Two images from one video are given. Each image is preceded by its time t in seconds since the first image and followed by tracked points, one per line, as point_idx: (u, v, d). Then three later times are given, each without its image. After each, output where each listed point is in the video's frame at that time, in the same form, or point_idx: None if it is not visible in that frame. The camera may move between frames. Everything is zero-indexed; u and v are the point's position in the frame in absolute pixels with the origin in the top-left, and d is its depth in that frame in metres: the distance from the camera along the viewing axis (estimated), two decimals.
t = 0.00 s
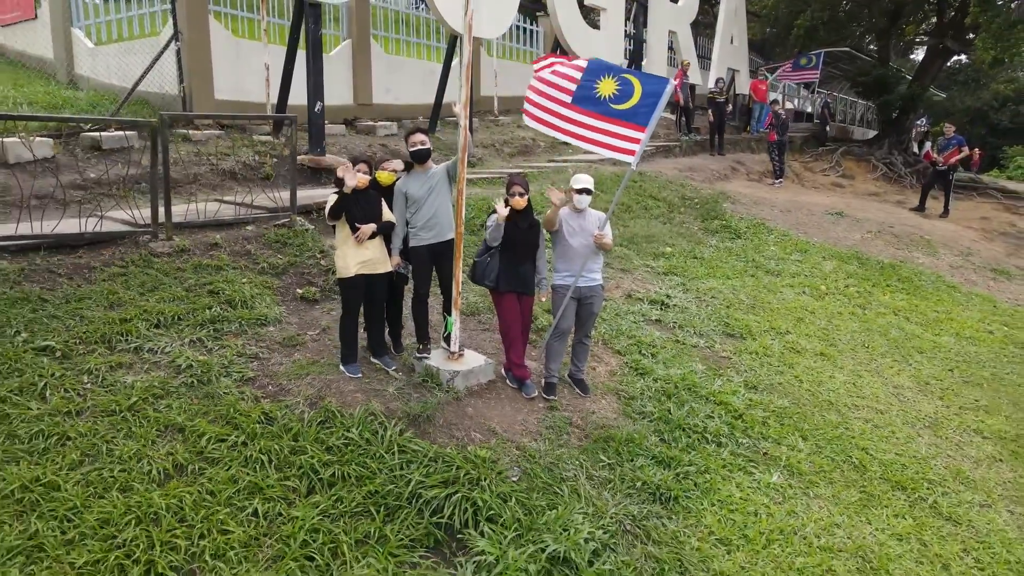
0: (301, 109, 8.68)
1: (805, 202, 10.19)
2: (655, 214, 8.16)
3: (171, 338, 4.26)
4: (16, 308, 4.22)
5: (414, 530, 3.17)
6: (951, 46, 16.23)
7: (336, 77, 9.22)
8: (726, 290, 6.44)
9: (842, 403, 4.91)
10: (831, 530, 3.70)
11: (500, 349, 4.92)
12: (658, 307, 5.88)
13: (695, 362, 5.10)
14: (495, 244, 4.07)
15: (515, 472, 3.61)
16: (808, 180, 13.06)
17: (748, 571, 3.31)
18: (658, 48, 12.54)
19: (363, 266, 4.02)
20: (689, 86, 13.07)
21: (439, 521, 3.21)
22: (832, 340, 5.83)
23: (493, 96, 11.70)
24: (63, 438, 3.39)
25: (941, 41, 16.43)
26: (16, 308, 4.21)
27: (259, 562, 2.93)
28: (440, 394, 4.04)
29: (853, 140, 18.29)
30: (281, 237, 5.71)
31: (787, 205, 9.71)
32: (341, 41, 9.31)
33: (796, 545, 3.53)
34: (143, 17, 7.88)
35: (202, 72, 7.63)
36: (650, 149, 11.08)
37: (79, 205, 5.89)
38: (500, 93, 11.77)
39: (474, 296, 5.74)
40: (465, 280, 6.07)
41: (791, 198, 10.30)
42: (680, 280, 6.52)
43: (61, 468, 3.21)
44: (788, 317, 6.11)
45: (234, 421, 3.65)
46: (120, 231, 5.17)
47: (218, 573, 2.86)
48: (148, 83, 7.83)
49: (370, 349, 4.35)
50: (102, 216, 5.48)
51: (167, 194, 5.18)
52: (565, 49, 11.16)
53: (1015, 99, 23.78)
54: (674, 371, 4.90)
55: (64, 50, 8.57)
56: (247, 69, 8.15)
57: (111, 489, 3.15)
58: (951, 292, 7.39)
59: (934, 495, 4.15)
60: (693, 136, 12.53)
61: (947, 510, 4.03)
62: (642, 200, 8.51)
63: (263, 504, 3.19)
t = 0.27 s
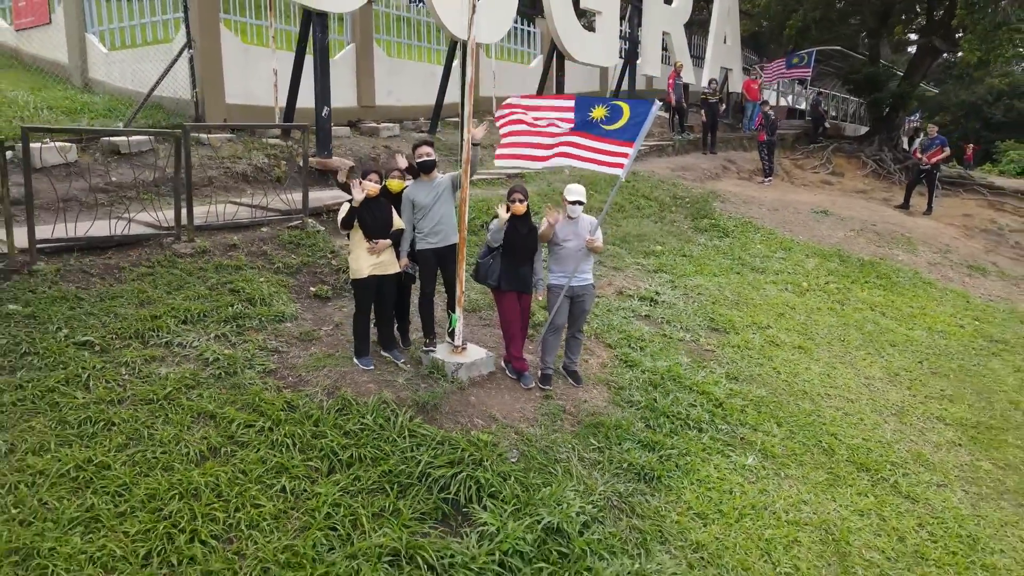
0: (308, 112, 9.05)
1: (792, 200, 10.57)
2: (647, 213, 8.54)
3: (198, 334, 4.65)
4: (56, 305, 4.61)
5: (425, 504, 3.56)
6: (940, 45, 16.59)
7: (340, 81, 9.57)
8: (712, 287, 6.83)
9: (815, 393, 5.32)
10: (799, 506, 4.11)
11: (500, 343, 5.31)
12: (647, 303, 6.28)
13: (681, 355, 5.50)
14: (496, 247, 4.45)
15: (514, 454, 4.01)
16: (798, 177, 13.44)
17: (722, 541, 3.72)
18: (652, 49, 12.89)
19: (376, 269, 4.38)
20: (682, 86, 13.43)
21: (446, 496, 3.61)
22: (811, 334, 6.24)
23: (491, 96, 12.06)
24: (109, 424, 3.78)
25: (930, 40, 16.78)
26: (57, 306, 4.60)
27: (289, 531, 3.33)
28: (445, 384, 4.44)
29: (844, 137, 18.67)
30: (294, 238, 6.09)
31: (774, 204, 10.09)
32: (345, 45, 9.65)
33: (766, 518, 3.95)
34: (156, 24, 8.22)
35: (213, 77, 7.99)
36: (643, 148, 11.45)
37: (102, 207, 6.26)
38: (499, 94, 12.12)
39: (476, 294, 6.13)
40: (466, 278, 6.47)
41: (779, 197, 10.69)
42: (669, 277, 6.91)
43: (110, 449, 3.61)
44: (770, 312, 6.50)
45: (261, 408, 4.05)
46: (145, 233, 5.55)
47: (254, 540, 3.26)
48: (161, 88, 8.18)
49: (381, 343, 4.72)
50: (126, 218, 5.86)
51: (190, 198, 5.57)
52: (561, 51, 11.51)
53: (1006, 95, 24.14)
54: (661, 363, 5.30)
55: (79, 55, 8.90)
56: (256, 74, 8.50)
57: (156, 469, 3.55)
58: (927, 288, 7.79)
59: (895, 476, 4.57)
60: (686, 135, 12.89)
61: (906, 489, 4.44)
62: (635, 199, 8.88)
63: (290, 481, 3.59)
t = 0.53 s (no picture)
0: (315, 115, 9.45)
1: (779, 199, 11.01)
2: (639, 212, 8.98)
3: (224, 328, 5.08)
4: (94, 302, 5.04)
5: (435, 479, 4.01)
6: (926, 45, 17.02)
7: (345, 84, 9.97)
8: (698, 283, 7.28)
9: (791, 381, 5.78)
10: (770, 482, 4.57)
11: (501, 336, 5.75)
12: (637, 299, 6.72)
13: (667, 346, 5.95)
14: (498, 248, 4.87)
15: (514, 436, 4.46)
16: (787, 175, 13.87)
17: (699, 512, 4.18)
18: (645, 51, 13.29)
19: (385, 269, 4.80)
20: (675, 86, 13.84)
21: (454, 472, 4.06)
22: (789, 327, 6.69)
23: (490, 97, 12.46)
24: (151, 409, 4.22)
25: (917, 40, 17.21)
26: (95, 302, 5.04)
27: (316, 501, 3.77)
28: (451, 374, 4.89)
29: (834, 134, 19.10)
30: (307, 238, 6.51)
31: (762, 202, 10.54)
32: (350, 50, 10.03)
33: (740, 493, 4.41)
34: (170, 31, 8.60)
35: (226, 83, 8.38)
36: (637, 148, 11.87)
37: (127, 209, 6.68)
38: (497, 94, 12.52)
39: (477, 290, 6.57)
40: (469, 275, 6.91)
41: (766, 195, 11.13)
42: (658, 274, 7.35)
43: (154, 431, 4.05)
44: (752, 307, 6.96)
45: (286, 394, 4.49)
46: (169, 234, 5.98)
47: (286, 509, 3.70)
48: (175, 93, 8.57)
49: (392, 337, 5.15)
50: (151, 219, 6.28)
51: (212, 201, 6.00)
52: (557, 54, 11.91)
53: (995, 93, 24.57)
54: (649, 354, 5.75)
55: (94, 60, 9.28)
56: (266, 79, 8.90)
57: (196, 448, 3.99)
58: (902, 284, 8.25)
59: (860, 456, 5.03)
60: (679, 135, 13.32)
61: (869, 468, 4.91)
62: (628, 199, 9.32)
63: (315, 459, 4.03)
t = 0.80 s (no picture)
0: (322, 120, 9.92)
1: (765, 198, 11.51)
2: (630, 213, 9.46)
3: (248, 323, 5.57)
4: (129, 300, 5.52)
5: (443, 459, 4.50)
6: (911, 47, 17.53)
7: (350, 90, 10.42)
8: (684, 281, 7.77)
9: (767, 372, 6.29)
10: (743, 462, 5.09)
11: (500, 331, 6.25)
12: (627, 296, 7.22)
13: (654, 340, 6.45)
14: (498, 251, 5.35)
15: (513, 420, 4.96)
16: (775, 174, 14.37)
17: (679, 487, 4.69)
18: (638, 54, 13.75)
19: (396, 271, 5.28)
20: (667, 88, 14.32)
21: (460, 452, 4.55)
22: (768, 322, 7.20)
23: (488, 99, 12.92)
24: (188, 397, 4.70)
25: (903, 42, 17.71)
26: (130, 300, 5.52)
27: (338, 477, 4.26)
28: (456, 365, 5.39)
29: (823, 133, 19.61)
30: (319, 240, 7.00)
31: (747, 202, 11.03)
32: (354, 57, 10.45)
33: (715, 471, 4.91)
34: (184, 41, 9.03)
35: (238, 91, 8.83)
36: (629, 149, 12.35)
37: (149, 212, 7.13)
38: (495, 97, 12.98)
39: (478, 288, 7.06)
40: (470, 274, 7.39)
41: (753, 195, 11.62)
42: (647, 272, 7.85)
43: (192, 416, 4.54)
44: (734, 303, 7.46)
45: (308, 384, 4.97)
46: (193, 237, 6.47)
47: (312, 483, 4.19)
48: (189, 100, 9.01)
49: (402, 333, 5.65)
50: (175, 222, 6.75)
51: (234, 206, 6.48)
52: (553, 59, 12.37)
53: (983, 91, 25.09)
54: (636, 347, 6.26)
55: (109, 66, 9.69)
56: (275, 86, 9.35)
57: (231, 431, 4.47)
58: (878, 281, 8.76)
59: (827, 439, 5.55)
60: (670, 136, 13.80)
61: (835, 450, 5.43)
62: (619, 200, 9.80)
63: (337, 440, 4.51)
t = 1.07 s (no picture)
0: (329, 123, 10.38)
1: (753, 198, 12.00)
2: (623, 213, 9.95)
3: (269, 319, 6.07)
4: (160, 298, 6.02)
5: (450, 441, 5.01)
6: (899, 48, 17.99)
7: (355, 94, 10.88)
8: (672, 278, 8.27)
9: (746, 363, 6.80)
10: (720, 444, 5.61)
11: (500, 325, 6.75)
12: (618, 292, 7.72)
13: (642, 334, 6.96)
14: (498, 252, 5.84)
15: (512, 407, 5.47)
16: (765, 173, 14.86)
17: (661, 467, 5.21)
18: (632, 57, 14.20)
19: (405, 272, 5.76)
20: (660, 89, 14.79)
21: (465, 435, 5.06)
22: (750, 317, 7.71)
23: (487, 101, 13.38)
24: (219, 385, 5.21)
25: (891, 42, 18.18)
26: (160, 298, 6.01)
27: (356, 457, 4.77)
28: (460, 357, 5.90)
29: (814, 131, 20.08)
30: (330, 241, 7.49)
31: (736, 202, 11.52)
32: (359, 62, 10.90)
33: (695, 452, 5.43)
34: (198, 49, 9.48)
35: (251, 97, 9.29)
36: (623, 149, 12.83)
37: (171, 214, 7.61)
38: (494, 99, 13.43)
39: (479, 285, 7.56)
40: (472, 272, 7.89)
41: (742, 195, 12.11)
42: (638, 270, 8.34)
43: (224, 402, 5.04)
44: (719, 299, 7.97)
45: (326, 374, 5.47)
46: (214, 239, 6.96)
47: (333, 462, 4.70)
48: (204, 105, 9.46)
49: (409, 325, 6.15)
50: (197, 224, 7.24)
51: (252, 209, 6.96)
52: (549, 62, 12.82)
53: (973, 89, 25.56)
54: (626, 340, 6.76)
55: (126, 72, 10.14)
56: (285, 92, 9.81)
57: (260, 416, 4.97)
58: (856, 278, 9.27)
59: (799, 424, 6.07)
60: (663, 136, 14.27)
61: (805, 434, 5.95)
62: (613, 200, 10.28)
63: (354, 424, 5.01)
